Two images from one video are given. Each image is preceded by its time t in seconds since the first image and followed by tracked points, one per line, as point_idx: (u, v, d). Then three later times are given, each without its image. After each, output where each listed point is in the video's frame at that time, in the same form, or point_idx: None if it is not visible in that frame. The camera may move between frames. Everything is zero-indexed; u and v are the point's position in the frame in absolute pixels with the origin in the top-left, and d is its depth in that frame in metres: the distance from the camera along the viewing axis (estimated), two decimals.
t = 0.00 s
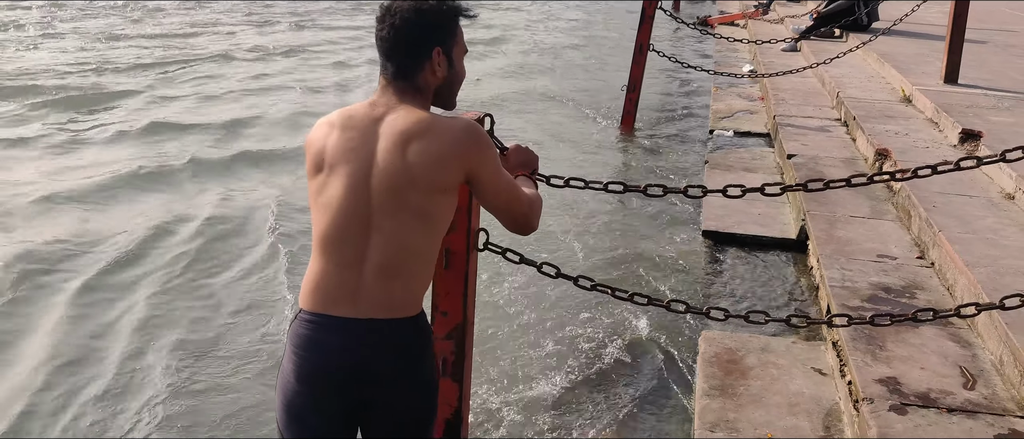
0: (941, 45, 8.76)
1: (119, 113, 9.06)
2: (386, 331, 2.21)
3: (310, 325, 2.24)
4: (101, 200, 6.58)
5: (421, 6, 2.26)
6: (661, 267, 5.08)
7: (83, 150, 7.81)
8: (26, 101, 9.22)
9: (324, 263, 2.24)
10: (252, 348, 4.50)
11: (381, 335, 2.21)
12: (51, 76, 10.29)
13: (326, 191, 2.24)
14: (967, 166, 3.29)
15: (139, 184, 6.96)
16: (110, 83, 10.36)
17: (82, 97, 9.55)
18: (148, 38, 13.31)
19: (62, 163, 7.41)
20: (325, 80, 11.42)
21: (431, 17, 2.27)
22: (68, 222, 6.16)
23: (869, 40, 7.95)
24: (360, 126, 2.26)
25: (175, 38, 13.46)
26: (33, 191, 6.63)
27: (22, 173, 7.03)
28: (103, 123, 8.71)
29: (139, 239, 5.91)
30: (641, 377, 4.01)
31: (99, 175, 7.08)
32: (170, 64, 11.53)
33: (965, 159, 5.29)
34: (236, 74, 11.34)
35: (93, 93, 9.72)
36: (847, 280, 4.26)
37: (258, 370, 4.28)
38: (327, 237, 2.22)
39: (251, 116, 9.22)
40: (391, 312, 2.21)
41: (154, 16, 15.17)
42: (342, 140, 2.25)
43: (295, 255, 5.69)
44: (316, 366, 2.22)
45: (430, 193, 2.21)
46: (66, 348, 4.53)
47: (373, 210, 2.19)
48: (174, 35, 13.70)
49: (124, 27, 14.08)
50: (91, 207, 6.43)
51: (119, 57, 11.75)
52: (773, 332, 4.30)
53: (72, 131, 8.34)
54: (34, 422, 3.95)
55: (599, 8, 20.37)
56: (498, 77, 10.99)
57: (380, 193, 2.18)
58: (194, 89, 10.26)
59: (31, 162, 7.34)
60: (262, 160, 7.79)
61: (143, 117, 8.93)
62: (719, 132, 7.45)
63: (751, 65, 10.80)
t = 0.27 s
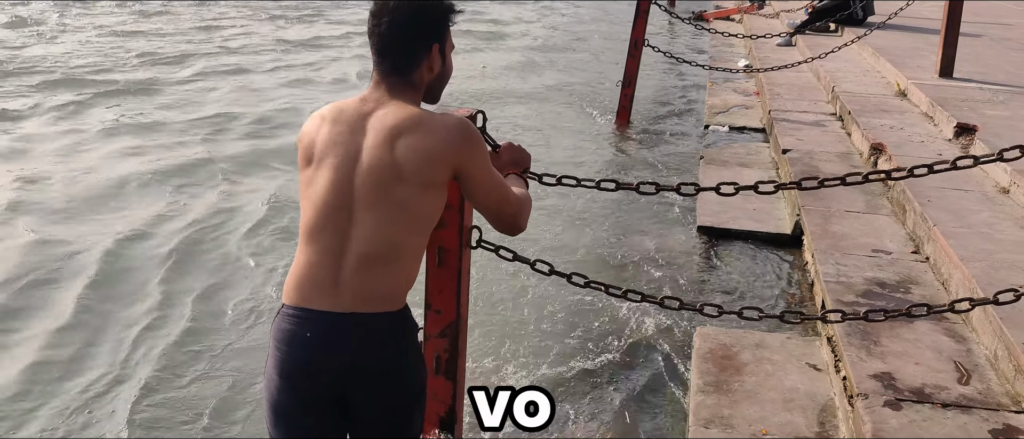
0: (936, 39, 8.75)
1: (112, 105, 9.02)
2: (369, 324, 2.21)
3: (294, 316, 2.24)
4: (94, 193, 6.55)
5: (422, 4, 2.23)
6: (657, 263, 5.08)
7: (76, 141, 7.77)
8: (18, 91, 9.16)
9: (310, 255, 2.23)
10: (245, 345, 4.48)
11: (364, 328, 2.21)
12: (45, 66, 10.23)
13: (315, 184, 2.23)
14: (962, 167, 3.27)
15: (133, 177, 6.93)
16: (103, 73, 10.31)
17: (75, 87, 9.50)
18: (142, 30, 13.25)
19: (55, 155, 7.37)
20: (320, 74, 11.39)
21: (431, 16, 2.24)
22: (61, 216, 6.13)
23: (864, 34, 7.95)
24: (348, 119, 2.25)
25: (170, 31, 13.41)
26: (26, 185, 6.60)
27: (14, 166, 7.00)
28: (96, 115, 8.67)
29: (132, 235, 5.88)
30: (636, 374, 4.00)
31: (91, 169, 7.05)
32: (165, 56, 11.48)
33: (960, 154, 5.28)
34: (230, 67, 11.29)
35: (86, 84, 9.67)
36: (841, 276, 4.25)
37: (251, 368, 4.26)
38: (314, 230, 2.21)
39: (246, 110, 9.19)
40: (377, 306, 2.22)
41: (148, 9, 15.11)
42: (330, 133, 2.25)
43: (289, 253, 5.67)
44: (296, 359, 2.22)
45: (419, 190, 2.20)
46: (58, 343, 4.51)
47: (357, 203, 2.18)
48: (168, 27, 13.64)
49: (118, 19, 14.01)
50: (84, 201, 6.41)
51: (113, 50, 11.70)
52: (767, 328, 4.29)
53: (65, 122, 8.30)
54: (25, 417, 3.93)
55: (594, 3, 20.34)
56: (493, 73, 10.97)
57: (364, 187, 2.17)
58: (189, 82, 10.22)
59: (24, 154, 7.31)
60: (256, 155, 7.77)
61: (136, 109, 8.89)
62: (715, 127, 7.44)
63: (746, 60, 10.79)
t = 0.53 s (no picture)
0: (932, 35, 8.76)
1: (108, 100, 8.99)
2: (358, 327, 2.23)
3: (288, 318, 2.26)
4: (89, 189, 6.53)
5: (427, 16, 2.30)
6: (653, 260, 5.08)
7: (71, 134, 7.75)
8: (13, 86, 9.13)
9: (303, 257, 2.26)
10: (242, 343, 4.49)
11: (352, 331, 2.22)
12: (41, 60, 10.21)
13: (311, 187, 2.26)
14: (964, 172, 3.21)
15: (129, 173, 6.92)
16: (98, 68, 10.28)
17: (70, 82, 9.48)
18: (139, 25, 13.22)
19: (50, 147, 7.35)
20: (316, 70, 11.38)
21: (434, 26, 2.31)
22: (56, 209, 6.11)
23: (860, 31, 7.95)
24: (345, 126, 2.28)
25: (166, 25, 13.38)
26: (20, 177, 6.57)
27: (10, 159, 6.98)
28: (92, 110, 8.64)
29: (127, 230, 5.86)
30: (631, 370, 4.01)
31: (87, 165, 7.03)
32: (160, 52, 11.45)
33: (955, 150, 5.29)
34: (225, 62, 11.27)
35: (81, 80, 9.65)
36: (837, 271, 4.26)
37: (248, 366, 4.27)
38: (308, 233, 2.24)
39: (242, 107, 9.18)
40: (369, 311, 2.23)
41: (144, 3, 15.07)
42: (326, 140, 2.29)
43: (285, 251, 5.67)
44: (290, 360, 2.25)
45: (413, 196, 2.21)
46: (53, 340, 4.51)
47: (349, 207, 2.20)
48: (164, 22, 13.61)
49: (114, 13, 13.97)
50: (79, 197, 6.39)
51: (108, 44, 11.66)
52: (763, 324, 4.30)
53: (60, 117, 8.27)
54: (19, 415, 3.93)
55: None
56: (489, 70, 10.97)
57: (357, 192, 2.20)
58: (185, 77, 10.19)
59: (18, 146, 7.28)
60: (252, 152, 7.76)
61: (132, 105, 8.87)
62: (711, 124, 7.45)
63: (742, 56, 10.80)
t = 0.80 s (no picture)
0: (926, 32, 8.79)
1: (102, 99, 8.97)
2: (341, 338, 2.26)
3: (275, 322, 2.30)
4: (84, 186, 6.51)
5: (449, 53, 2.41)
6: (648, 257, 5.09)
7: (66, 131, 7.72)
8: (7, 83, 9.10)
9: (293, 266, 2.29)
10: (239, 335, 4.47)
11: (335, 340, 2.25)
12: (36, 59, 10.18)
13: (307, 194, 2.31)
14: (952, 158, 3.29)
15: (123, 171, 6.90)
16: (92, 67, 10.25)
17: (65, 81, 9.46)
18: (133, 22, 13.17)
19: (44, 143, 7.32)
20: (311, 69, 11.36)
21: (454, 59, 2.41)
22: (51, 205, 6.09)
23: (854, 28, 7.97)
24: (345, 140, 2.34)
25: (161, 23, 13.35)
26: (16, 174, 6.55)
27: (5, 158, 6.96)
28: (86, 108, 8.62)
29: (122, 225, 5.85)
30: (628, 367, 4.02)
31: (82, 163, 7.02)
32: (155, 50, 11.42)
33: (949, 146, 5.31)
34: (220, 60, 11.25)
35: (76, 79, 9.62)
36: (832, 268, 4.27)
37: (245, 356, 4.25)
38: (299, 240, 2.28)
39: (237, 108, 9.17)
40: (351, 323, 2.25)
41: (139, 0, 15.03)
42: (325, 152, 2.35)
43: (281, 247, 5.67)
44: (278, 366, 2.29)
45: (403, 212, 2.25)
46: (49, 332, 4.49)
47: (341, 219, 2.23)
48: (158, 19, 13.57)
49: (107, 10, 13.92)
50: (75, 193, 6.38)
51: (103, 41, 11.63)
52: (758, 321, 4.31)
53: (55, 114, 8.25)
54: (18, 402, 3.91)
55: None
56: (485, 68, 10.97)
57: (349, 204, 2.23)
58: (180, 78, 10.18)
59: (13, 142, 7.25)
60: (248, 151, 7.75)
61: (127, 106, 8.86)
62: (706, 122, 7.46)
63: (737, 54, 10.82)
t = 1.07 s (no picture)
0: (921, 28, 8.80)
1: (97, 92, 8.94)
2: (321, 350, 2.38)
3: (260, 331, 2.44)
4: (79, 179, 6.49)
5: (455, 85, 2.58)
6: (644, 252, 5.09)
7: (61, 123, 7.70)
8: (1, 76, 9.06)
9: (282, 277, 2.43)
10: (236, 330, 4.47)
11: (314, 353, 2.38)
12: (30, 53, 10.14)
13: (302, 206, 2.46)
14: (945, 147, 3.41)
15: (118, 164, 6.88)
16: (87, 60, 10.21)
17: (59, 74, 9.42)
18: (128, 16, 13.13)
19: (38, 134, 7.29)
20: (306, 63, 11.34)
21: (459, 92, 2.59)
22: (45, 201, 6.07)
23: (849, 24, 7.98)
24: (343, 159, 2.50)
25: (155, 17, 13.30)
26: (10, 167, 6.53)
27: None
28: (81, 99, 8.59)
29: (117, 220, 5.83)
30: (623, 362, 4.02)
31: (77, 156, 6.99)
32: (149, 44, 11.38)
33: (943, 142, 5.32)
34: (215, 54, 11.22)
35: (70, 72, 9.58)
36: (827, 263, 4.28)
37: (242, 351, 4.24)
38: (290, 252, 2.42)
39: (232, 101, 9.15)
40: (334, 334, 2.37)
41: None
42: (321, 169, 2.50)
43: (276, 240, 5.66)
44: (258, 381, 2.42)
45: (388, 231, 2.38)
46: (46, 328, 4.48)
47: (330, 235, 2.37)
48: (153, 13, 13.53)
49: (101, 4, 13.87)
50: (69, 185, 6.35)
51: (97, 35, 11.59)
52: (754, 315, 4.32)
53: (49, 106, 8.22)
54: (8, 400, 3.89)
55: None
56: (480, 64, 10.96)
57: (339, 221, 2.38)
58: (175, 71, 10.15)
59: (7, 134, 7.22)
60: (243, 144, 7.74)
61: (121, 97, 8.82)
62: (701, 117, 7.46)
63: (732, 49, 10.82)
